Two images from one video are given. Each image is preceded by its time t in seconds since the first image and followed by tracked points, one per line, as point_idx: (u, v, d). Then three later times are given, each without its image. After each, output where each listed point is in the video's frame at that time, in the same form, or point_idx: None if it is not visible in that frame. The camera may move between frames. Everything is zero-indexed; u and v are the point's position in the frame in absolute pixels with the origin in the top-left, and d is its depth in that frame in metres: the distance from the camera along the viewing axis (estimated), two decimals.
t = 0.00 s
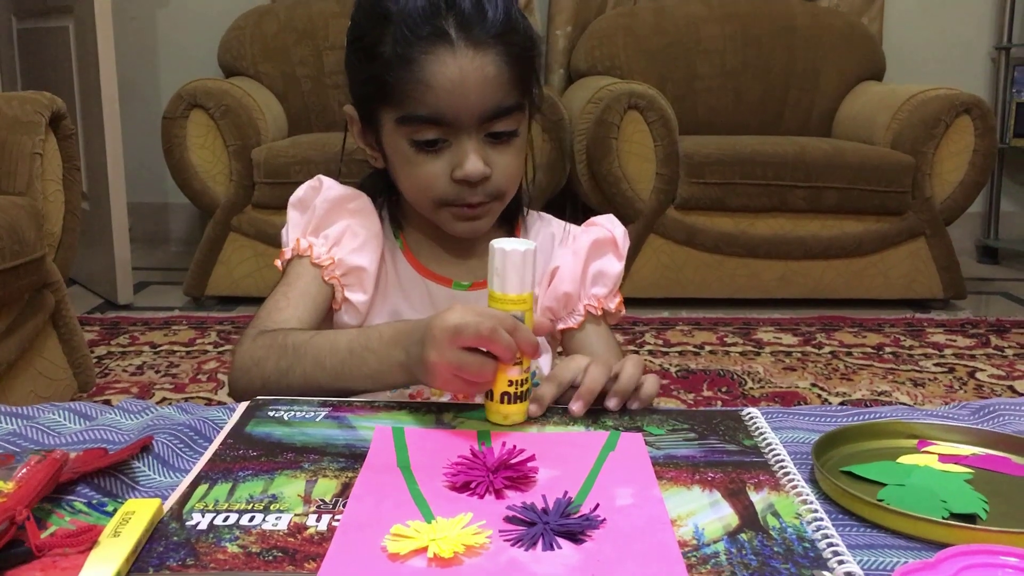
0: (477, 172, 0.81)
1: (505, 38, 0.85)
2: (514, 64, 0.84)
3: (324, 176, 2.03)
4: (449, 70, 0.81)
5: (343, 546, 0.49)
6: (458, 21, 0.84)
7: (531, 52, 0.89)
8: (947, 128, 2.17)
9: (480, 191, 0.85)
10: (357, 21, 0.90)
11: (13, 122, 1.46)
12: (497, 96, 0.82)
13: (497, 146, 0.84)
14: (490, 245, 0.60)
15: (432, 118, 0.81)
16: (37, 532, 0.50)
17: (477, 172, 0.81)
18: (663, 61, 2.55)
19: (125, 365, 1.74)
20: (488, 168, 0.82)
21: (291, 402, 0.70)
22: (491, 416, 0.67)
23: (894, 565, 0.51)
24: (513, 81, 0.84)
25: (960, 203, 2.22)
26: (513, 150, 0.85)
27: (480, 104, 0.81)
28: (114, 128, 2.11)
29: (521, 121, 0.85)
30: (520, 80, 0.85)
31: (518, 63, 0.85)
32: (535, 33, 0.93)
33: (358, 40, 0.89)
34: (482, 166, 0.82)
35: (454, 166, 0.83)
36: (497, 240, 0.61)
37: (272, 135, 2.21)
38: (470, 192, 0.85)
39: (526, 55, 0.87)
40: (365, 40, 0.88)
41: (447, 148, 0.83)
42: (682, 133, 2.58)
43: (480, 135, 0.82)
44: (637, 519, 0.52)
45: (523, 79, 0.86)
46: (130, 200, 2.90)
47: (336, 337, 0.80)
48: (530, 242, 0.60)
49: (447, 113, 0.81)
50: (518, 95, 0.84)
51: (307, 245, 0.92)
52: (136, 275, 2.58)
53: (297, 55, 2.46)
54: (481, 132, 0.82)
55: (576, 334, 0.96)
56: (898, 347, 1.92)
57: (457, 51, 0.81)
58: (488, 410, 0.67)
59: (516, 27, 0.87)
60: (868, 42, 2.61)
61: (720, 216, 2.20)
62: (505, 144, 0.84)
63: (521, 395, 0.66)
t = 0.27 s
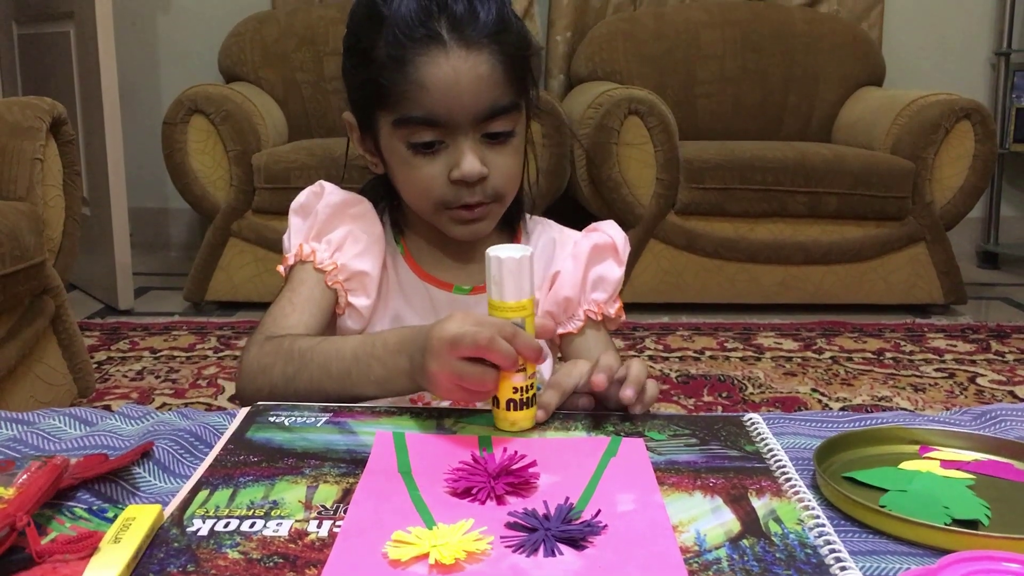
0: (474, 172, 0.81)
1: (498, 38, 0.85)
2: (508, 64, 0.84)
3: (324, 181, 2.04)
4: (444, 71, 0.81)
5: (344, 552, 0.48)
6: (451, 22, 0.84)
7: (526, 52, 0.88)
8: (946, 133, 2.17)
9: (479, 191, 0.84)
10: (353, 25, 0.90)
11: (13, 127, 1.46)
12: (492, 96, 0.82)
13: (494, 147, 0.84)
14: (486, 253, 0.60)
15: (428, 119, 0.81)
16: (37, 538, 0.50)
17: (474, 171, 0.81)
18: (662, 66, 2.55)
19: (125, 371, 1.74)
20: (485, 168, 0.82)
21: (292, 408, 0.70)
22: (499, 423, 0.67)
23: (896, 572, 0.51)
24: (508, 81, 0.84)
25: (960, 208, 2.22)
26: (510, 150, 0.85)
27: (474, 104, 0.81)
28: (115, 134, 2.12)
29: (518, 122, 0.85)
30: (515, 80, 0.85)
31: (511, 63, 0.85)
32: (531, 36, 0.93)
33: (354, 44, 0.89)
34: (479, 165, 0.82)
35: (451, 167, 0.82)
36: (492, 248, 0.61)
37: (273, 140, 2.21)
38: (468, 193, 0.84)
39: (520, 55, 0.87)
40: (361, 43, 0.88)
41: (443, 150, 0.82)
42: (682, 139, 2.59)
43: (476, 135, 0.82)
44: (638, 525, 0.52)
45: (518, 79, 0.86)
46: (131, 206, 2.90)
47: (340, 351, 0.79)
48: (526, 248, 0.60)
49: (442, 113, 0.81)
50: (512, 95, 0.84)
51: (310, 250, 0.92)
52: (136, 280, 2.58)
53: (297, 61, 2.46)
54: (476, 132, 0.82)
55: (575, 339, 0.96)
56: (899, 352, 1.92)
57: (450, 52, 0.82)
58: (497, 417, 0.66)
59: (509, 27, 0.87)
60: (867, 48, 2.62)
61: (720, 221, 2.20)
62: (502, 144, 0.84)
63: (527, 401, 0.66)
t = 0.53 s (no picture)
0: (478, 173, 0.81)
1: (502, 39, 0.85)
2: (513, 65, 0.85)
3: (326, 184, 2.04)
4: (449, 71, 0.81)
5: (348, 557, 0.48)
6: (456, 24, 0.85)
7: (531, 54, 0.89)
8: (948, 137, 2.17)
9: (483, 192, 0.84)
10: (358, 27, 0.90)
11: (16, 130, 1.46)
12: (496, 97, 0.82)
13: (498, 148, 0.84)
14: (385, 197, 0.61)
15: (432, 120, 0.81)
16: (40, 542, 0.49)
17: (478, 172, 0.81)
18: (664, 70, 2.56)
19: (126, 374, 1.74)
20: (489, 170, 0.82)
21: (294, 411, 0.70)
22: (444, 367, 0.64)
23: None
24: (514, 82, 0.84)
25: (961, 212, 2.22)
26: (513, 152, 0.85)
27: (479, 104, 0.81)
28: (116, 137, 2.12)
29: (522, 123, 0.86)
30: (520, 81, 0.85)
31: (517, 64, 0.85)
32: (536, 39, 0.93)
33: (358, 45, 0.89)
34: (483, 166, 0.81)
35: (455, 168, 0.82)
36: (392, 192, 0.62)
37: (274, 143, 2.21)
38: (471, 194, 0.84)
39: (524, 57, 0.87)
40: (365, 45, 0.88)
41: (447, 151, 0.82)
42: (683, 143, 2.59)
43: (480, 135, 0.82)
44: (643, 529, 0.52)
45: (523, 80, 0.86)
46: (132, 210, 2.91)
47: (329, 355, 0.78)
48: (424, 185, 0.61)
49: (447, 114, 0.81)
50: (518, 96, 0.84)
51: (306, 251, 0.92)
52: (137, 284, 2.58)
53: (299, 65, 2.47)
54: (481, 133, 0.82)
55: (580, 343, 0.96)
56: (901, 356, 1.92)
57: (455, 52, 0.82)
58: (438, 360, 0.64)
59: (514, 29, 0.87)
60: (868, 52, 2.62)
61: (722, 225, 2.20)
62: (507, 146, 0.84)
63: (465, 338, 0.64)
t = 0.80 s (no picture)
0: (482, 171, 0.81)
1: (509, 40, 0.86)
2: (519, 66, 0.85)
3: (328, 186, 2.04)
4: (456, 69, 0.81)
5: (352, 559, 0.48)
6: (464, 24, 0.85)
7: (536, 58, 0.89)
8: (951, 139, 2.17)
9: (487, 192, 0.84)
10: (367, 27, 0.91)
11: (19, 133, 1.46)
12: (502, 97, 0.82)
13: (502, 148, 0.83)
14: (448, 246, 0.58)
15: (439, 117, 0.81)
16: (45, 544, 0.50)
17: (482, 170, 0.81)
18: (666, 72, 2.56)
19: (129, 376, 1.74)
20: (493, 168, 0.82)
21: (298, 413, 0.70)
22: (467, 415, 0.66)
23: None
24: (519, 83, 0.84)
25: (964, 214, 2.22)
26: (518, 152, 0.85)
27: (485, 103, 0.81)
28: (119, 139, 2.12)
29: (526, 123, 0.86)
30: (526, 82, 0.85)
31: (523, 66, 0.86)
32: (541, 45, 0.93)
33: (366, 43, 0.90)
34: (486, 165, 0.81)
35: (459, 166, 0.82)
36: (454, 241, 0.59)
37: (277, 146, 2.21)
38: (475, 192, 0.83)
39: (530, 59, 0.88)
40: (373, 46, 0.89)
41: (452, 149, 0.82)
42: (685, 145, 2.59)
43: (485, 135, 0.82)
44: (647, 531, 0.52)
45: (529, 82, 0.86)
46: (134, 211, 2.91)
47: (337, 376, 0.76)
48: (487, 243, 0.58)
49: (453, 112, 0.81)
50: (523, 98, 0.84)
51: (309, 253, 0.92)
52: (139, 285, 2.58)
53: (301, 67, 2.47)
54: (486, 133, 0.82)
55: (581, 344, 0.96)
56: (903, 359, 1.91)
57: (463, 51, 0.82)
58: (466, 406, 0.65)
59: (520, 32, 0.88)
60: (871, 54, 2.62)
61: (724, 227, 2.20)
62: (511, 147, 0.84)
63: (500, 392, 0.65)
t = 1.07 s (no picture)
0: (486, 168, 0.81)
1: (513, 39, 0.86)
2: (523, 65, 0.85)
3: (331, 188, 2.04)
4: (460, 67, 0.81)
5: (354, 561, 0.48)
6: (468, 23, 0.85)
7: (539, 57, 0.89)
8: (953, 141, 2.17)
9: (490, 189, 0.84)
10: (370, 27, 0.91)
11: (22, 134, 1.46)
12: (506, 96, 0.82)
13: (506, 147, 0.84)
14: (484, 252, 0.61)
15: (443, 115, 0.81)
16: (48, 546, 0.50)
17: (486, 167, 0.81)
18: (668, 74, 2.56)
19: (132, 377, 1.74)
20: (497, 166, 0.82)
21: (301, 415, 0.70)
22: (490, 424, 0.68)
23: None
24: (522, 82, 0.84)
25: (967, 215, 2.21)
26: (522, 151, 0.85)
27: (488, 101, 0.81)
28: (121, 141, 2.12)
29: (530, 122, 0.86)
30: (529, 81, 0.86)
31: (525, 65, 0.86)
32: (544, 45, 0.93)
33: (370, 46, 0.90)
34: (491, 161, 0.81)
35: (463, 164, 0.82)
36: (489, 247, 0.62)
37: (279, 147, 2.22)
38: (479, 190, 0.84)
39: (533, 58, 0.88)
40: (377, 46, 0.89)
41: (456, 148, 0.83)
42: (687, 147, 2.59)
43: (489, 134, 0.82)
44: (649, 534, 0.52)
45: (532, 81, 0.86)
46: (137, 213, 2.91)
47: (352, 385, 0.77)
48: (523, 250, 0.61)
49: (457, 110, 0.81)
50: (527, 96, 0.84)
51: (316, 256, 0.92)
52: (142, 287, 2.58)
53: (304, 69, 2.47)
54: (489, 131, 0.82)
55: (581, 349, 0.96)
56: (906, 360, 1.91)
57: (467, 50, 0.82)
58: (490, 412, 0.67)
59: (523, 31, 0.88)
60: (873, 55, 2.62)
61: (727, 228, 2.20)
62: (514, 145, 0.84)
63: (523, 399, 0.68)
